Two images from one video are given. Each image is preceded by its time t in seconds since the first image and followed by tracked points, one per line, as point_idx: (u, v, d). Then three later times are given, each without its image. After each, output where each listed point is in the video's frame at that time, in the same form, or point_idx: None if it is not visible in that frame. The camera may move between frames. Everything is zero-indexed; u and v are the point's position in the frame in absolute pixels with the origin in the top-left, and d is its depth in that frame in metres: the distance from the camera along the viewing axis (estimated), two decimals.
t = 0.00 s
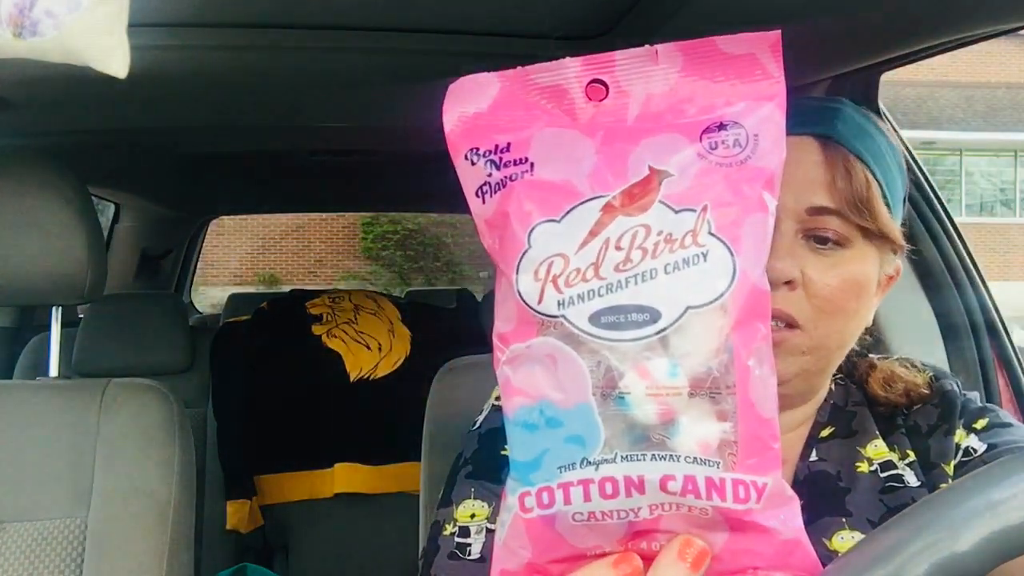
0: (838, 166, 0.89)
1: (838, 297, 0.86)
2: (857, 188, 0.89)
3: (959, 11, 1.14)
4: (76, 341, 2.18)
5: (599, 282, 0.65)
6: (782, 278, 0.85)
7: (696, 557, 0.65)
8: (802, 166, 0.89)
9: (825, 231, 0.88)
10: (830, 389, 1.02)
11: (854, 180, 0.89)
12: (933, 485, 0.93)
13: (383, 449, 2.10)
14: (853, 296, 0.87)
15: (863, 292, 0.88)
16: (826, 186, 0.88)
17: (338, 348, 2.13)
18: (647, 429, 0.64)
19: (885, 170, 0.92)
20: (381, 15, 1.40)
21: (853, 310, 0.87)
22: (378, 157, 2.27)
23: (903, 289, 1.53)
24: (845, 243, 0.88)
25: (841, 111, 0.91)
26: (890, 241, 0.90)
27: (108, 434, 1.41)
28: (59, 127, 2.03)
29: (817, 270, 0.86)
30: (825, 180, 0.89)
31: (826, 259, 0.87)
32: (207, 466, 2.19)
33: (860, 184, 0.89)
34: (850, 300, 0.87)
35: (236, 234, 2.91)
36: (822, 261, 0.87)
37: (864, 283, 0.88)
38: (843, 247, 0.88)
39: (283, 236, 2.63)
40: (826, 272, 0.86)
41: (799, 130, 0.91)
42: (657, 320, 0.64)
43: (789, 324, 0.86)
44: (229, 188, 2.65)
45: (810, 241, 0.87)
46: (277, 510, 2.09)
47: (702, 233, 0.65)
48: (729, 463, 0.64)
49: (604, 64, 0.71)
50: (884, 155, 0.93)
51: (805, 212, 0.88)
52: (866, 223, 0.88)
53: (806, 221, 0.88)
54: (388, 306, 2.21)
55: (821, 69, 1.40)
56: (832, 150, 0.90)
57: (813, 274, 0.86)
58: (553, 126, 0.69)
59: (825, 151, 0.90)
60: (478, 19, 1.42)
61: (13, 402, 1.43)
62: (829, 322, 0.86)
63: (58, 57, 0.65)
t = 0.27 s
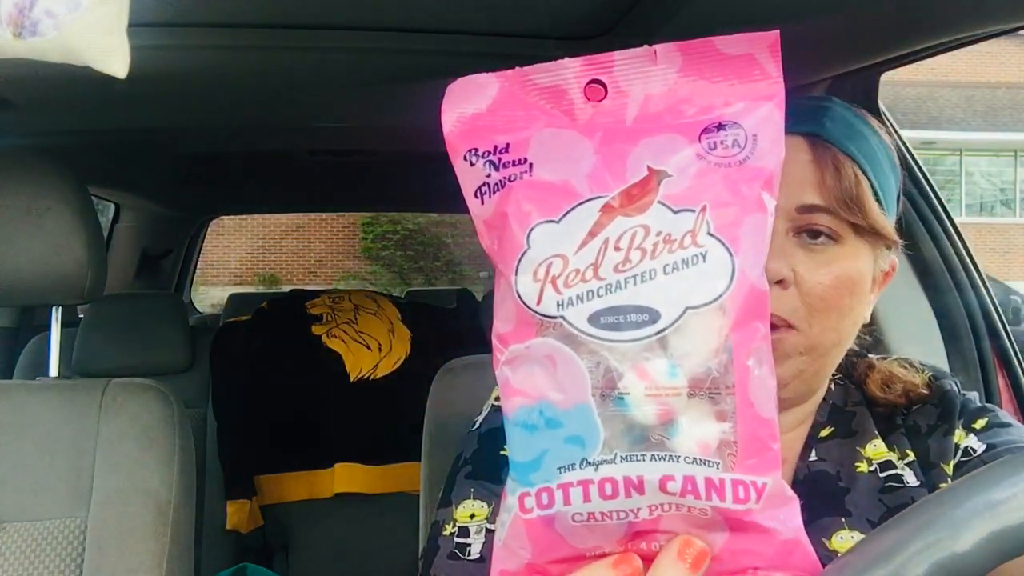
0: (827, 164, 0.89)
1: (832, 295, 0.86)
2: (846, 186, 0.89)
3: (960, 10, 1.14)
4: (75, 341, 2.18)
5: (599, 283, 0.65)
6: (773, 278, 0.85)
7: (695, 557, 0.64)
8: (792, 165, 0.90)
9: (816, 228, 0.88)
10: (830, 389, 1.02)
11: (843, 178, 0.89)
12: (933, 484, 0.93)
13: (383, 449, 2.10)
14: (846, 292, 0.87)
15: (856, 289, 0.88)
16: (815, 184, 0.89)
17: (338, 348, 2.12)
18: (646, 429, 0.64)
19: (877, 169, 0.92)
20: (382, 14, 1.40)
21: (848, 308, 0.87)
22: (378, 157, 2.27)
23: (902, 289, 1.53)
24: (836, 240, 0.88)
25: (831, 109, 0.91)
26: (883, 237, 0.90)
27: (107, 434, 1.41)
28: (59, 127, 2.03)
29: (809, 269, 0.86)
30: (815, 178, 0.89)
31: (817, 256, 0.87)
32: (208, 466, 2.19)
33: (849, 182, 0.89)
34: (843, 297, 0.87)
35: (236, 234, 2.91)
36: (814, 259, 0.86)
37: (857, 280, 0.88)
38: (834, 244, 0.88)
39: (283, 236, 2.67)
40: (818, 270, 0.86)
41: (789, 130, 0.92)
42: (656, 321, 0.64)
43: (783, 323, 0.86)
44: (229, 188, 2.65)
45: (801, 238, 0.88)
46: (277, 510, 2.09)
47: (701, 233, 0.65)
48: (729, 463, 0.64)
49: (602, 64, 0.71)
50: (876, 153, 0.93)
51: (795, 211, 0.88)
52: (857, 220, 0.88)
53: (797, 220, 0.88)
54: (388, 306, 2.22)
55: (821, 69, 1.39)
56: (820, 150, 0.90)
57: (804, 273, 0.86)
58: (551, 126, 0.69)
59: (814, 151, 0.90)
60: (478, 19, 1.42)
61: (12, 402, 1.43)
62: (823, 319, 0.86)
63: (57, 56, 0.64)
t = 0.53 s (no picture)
0: (813, 164, 0.89)
1: (824, 294, 0.86)
2: (834, 186, 0.89)
3: (960, 10, 1.14)
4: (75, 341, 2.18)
5: (594, 286, 0.65)
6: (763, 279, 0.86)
7: (694, 559, 0.65)
8: (779, 165, 0.90)
9: (805, 227, 0.88)
10: (829, 389, 1.03)
11: (830, 178, 0.89)
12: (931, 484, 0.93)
13: (383, 449, 2.10)
14: (838, 291, 0.87)
15: (848, 287, 0.88)
16: (801, 184, 0.89)
17: (337, 347, 2.13)
18: (644, 432, 0.64)
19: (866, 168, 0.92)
20: (381, 15, 1.40)
21: (841, 307, 0.87)
22: (377, 157, 2.27)
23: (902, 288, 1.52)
24: (826, 238, 0.88)
25: (817, 109, 0.91)
26: (874, 234, 0.90)
27: (107, 435, 1.41)
28: (59, 127, 2.03)
29: (799, 269, 0.86)
30: (803, 178, 0.89)
31: (805, 253, 0.87)
32: (208, 466, 2.19)
33: (837, 181, 0.89)
34: (835, 295, 0.87)
35: (236, 235, 2.91)
36: (802, 258, 0.87)
37: (848, 278, 0.88)
38: (824, 242, 0.88)
39: (283, 237, 2.68)
40: (808, 270, 0.86)
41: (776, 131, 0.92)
42: (652, 324, 0.64)
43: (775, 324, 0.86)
44: (229, 188, 2.65)
45: (789, 237, 0.88)
46: (277, 511, 2.09)
47: (697, 235, 0.64)
48: (727, 465, 0.64)
49: (596, 65, 0.71)
50: (864, 152, 0.93)
51: (784, 211, 0.89)
52: (846, 217, 0.88)
53: (784, 221, 0.88)
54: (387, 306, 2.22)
55: (821, 69, 1.39)
56: (807, 150, 0.90)
57: (794, 273, 0.86)
58: (546, 128, 0.69)
59: (800, 151, 0.90)
60: (478, 19, 1.42)
61: (12, 402, 1.43)
62: (817, 319, 0.86)
63: (58, 56, 0.65)
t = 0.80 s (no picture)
0: (809, 161, 0.90)
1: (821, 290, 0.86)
2: (829, 184, 0.89)
3: (959, 11, 1.13)
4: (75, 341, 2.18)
5: (591, 287, 0.65)
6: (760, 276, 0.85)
7: (692, 559, 0.64)
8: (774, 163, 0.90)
9: (801, 225, 0.88)
10: (827, 390, 1.02)
11: (825, 176, 0.89)
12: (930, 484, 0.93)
13: (383, 449, 2.10)
14: (836, 287, 0.87)
15: (845, 284, 0.88)
16: (797, 181, 0.89)
17: (337, 347, 2.12)
18: (641, 433, 0.64)
19: (859, 164, 0.92)
20: (381, 15, 1.40)
21: (838, 303, 0.87)
22: (377, 157, 2.27)
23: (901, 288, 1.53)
24: (823, 235, 0.88)
25: (809, 106, 0.91)
26: (869, 231, 0.90)
27: (107, 434, 1.41)
28: (59, 127, 2.03)
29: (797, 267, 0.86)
30: (797, 175, 0.89)
31: (800, 251, 0.87)
32: (208, 466, 2.19)
33: (831, 179, 0.89)
34: (833, 292, 0.87)
35: (236, 235, 2.91)
36: (799, 255, 0.87)
37: (846, 275, 0.88)
38: (821, 240, 0.88)
39: (282, 237, 2.68)
40: (805, 267, 0.86)
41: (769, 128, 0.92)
42: (649, 325, 0.64)
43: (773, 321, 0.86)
44: (229, 188, 2.65)
45: (787, 235, 0.88)
46: (277, 510, 2.09)
47: (693, 235, 0.64)
48: (724, 465, 0.64)
49: (591, 66, 0.71)
50: (857, 149, 0.93)
51: (779, 209, 0.88)
52: (842, 215, 0.88)
53: (781, 218, 0.88)
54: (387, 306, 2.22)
55: (821, 69, 1.39)
56: (800, 147, 0.90)
57: (791, 271, 0.86)
58: (542, 129, 0.69)
59: (794, 148, 0.90)
60: (478, 19, 1.42)
61: (11, 402, 1.43)
62: (814, 313, 0.86)
63: (57, 56, 0.64)
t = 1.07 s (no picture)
0: (789, 152, 0.90)
1: (806, 277, 0.86)
2: (810, 173, 0.89)
3: (958, 12, 1.13)
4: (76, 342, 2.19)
5: (575, 292, 0.65)
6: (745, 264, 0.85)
7: (685, 562, 0.64)
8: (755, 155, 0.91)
9: (782, 213, 0.89)
10: (825, 387, 1.02)
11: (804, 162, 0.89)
12: (930, 482, 0.93)
13: (382, 449, 2.10)
14: (822, 274, 0.87)
15: (830, 271, 0.88)
16: (778, 168, 0.89)
17: (338, 348, 2.13)
18: (630, 437, 0.65)
19: (840, 154, 0.92)
20: (381, 15, 1.40)
21: (824, 290, 0.87)
22: (377, 157, 2.27)
23: (902, 291, 1.54)
24: (805, 224, 0.88)
25: (788, 100, 0.93)
26: (854, 218, 0.90)
27: (107, 435, 1.41)
28: (60, 127, 2.03)
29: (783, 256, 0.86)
30: (779, 163, 0.89)
31: (785, 240, 0.87)
32: (208, 466, 2.19)
33: (812, 166, 0.89)
34: (819, 278, 0.87)
35: (236, 235, 2.91)
36: (784, 244, 0.87)
37: (831, 261, 0.88)
38: (803, 227, 0.88)
39: (283, 236, 2.68)
40: (790, 255, 0.86)
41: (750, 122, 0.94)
42: (634, 329, 0.64)
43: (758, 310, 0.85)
44: (228, 188, 2.65)
45: (769, 224, 0.88)
46: (277, 510, 2.09)
47: (677, 238, 0.64)
48: (714, 468, 0.64)
49: (572, 71, 0.71)
50: (839, 138, 0.93)
51: (762, 198, 0.89)
52: (822, 200, 0.89)
53: (765, 207, 0.89)
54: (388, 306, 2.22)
55: (821, 70, 1.39)
56: (779, 137, 0.91)
57: (778, 260, 0.86)
58: (525, 135, 0.69)
59: (773, 138, 0.91)
60: (478, 19, 1.42)
61: (11, 402, 1.43)
62: (802, 300, 0.86)
63: (56, 56, 0.64)
